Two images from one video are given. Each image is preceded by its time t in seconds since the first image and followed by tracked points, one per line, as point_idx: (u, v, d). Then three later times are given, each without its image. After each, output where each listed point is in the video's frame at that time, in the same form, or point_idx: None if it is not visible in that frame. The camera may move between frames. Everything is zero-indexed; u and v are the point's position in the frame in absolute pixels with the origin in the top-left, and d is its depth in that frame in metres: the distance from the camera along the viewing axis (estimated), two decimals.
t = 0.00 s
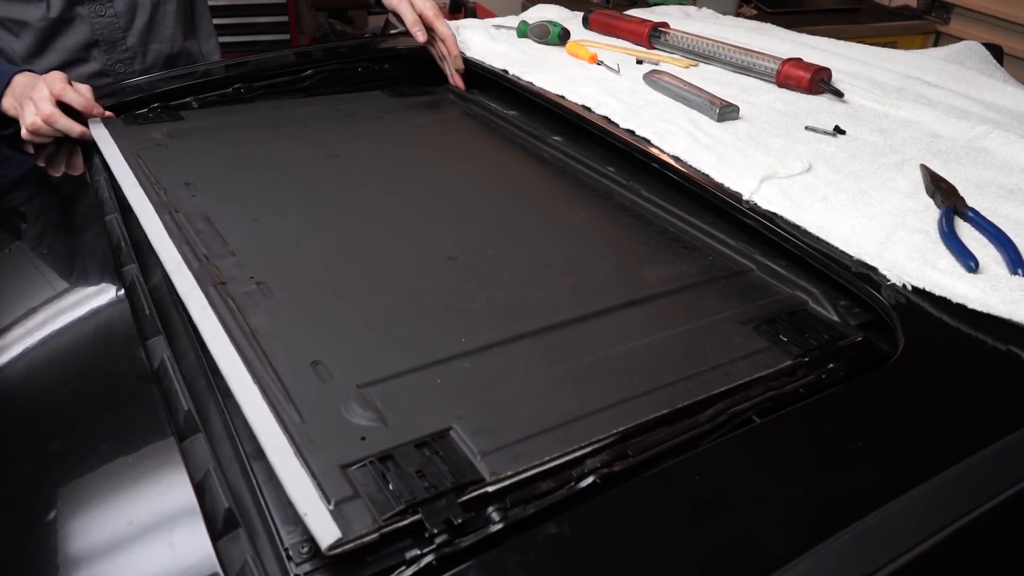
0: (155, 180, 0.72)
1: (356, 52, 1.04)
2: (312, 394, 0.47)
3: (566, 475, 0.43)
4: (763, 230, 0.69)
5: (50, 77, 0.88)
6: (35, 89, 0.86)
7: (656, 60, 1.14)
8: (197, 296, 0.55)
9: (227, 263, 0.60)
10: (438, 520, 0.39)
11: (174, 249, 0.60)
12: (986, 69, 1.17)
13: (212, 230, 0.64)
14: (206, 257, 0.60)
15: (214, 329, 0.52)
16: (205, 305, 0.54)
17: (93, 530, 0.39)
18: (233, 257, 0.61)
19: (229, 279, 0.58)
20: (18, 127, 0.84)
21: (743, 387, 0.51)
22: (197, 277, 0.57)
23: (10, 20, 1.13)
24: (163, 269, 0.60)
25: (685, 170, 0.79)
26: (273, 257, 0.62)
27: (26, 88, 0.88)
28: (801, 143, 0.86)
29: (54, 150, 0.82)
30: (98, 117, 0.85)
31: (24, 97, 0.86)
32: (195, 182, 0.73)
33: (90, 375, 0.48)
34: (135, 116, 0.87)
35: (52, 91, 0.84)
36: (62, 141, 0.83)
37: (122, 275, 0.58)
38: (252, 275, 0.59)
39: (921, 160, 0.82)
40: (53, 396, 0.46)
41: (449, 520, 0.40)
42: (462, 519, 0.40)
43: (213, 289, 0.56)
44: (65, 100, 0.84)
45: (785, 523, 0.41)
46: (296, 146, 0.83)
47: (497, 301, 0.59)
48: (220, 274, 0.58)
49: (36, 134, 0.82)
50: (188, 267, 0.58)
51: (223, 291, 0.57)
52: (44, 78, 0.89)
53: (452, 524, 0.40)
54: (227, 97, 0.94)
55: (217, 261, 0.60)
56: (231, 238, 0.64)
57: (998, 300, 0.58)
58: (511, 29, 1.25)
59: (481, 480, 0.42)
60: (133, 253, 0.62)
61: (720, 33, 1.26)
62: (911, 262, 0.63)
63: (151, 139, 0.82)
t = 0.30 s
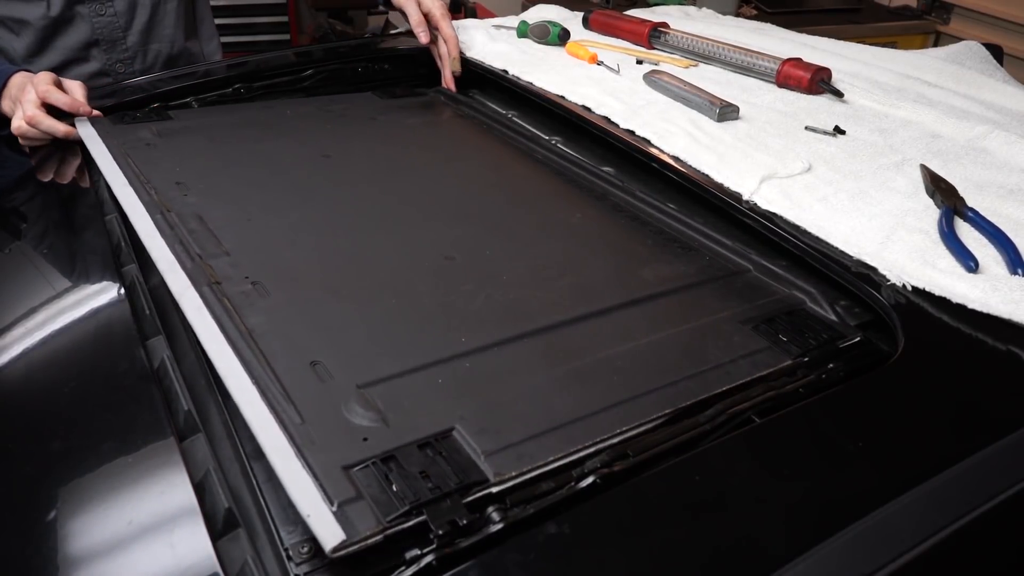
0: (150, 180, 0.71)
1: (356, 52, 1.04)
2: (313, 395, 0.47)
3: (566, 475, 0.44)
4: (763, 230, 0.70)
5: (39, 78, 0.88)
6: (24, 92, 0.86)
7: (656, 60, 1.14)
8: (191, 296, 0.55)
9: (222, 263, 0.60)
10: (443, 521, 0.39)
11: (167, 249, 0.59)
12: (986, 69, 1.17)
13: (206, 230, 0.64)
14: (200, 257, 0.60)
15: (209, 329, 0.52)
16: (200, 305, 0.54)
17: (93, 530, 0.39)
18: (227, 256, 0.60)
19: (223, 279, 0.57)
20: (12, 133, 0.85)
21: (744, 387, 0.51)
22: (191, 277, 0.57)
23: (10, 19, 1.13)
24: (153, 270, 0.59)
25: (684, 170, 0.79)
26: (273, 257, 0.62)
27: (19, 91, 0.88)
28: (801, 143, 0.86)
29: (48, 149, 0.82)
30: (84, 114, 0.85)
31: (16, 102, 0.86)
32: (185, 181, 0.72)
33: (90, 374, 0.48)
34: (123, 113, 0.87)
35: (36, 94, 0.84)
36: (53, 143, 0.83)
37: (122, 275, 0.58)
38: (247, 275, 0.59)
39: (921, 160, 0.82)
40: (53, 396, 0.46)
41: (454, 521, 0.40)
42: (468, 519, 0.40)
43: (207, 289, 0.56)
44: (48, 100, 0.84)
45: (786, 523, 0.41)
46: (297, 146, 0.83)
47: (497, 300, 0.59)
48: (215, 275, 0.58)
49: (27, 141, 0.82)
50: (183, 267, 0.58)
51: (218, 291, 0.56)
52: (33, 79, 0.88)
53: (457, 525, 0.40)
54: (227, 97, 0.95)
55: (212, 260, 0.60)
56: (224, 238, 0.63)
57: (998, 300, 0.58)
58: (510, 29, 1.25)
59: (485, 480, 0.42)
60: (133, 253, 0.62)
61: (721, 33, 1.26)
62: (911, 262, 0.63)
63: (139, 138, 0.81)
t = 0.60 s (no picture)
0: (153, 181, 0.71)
1: (356, 52, 1.04)
2: (313, 393, 0.47)
3: (566, 474, 0.44)
4: (763, 230, 0.70)
5: (50, 77, 0.88)
6: (34, 89, 0.86)
7: (656, 60, 1.14)
8: (195, 296, 0.55)
9: (226, 263, 0.60)
10: (437, 521, 0.39)
11: (172, 250, 0.60)
12: (986, 69, 1.17)
13: (209, 230, 0.64)
14: (203, 257, 0.60)
15: (213, 328, 0.52)
16: (203, 305, 0.54)
17: (93, 530, 0.39)
18: (231, 256, 0.61)
19: (227, 279, 0.58)
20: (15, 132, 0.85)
21: (742, 387, 0.51)
22: (194, 277, 0.57)
23: (10, 19, 1.13)
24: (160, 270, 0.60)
25: (684, 170, 0.79)
26: (273, 256, 0.62)
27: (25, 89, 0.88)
28: (801, 143, 0.86)
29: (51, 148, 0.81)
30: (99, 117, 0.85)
31: (23, 98, 0.85)
32: (190, 180, 0.72)
33: (90, 374, 0.48)
34: (131, 114, 0.87)
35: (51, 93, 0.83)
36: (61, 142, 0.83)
37: (122, 275, 0.58)
38: (251, 275, 0.59)
39: (921, 160, 0.82)
40: (53, 396, 0.46)
41: (449, 520, 0.40)
42: (462, 519, 0.40)
43: (211, 289, 0.56)
44: (63, 100, 0.83)
45: (786, 523, 0.41)
46: (297, 146, 0.83)
47: (498, 300, 0.59)
48: (219, 274, 0.58)
49: (36, 138, 0.81)
50: (186, 267, 0.58)
51: (222, 291, 0.56)
52: (43, 78, 0.88)
53: (452, 525, 0.40)
54: (227, 97, 0.94)
55: (216, 260, 0.60)
56: (228, 238, 0.63)
57: (998, 300, 0.58)
58: (511, 29, 1.25)
59: (481, 480, 0.42)
60: (133, 253, 0.61)
61: (721, 33, 1.26)
62: (912, 262, 0.63)
63: (145, 138, 0.81)
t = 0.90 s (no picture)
0: (169, 184, 0.72)
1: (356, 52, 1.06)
2: (314, 392, 0.48)
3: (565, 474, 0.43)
4: (763, 229, 0.69)
5: (76, 78, 0.88)
6: (61, 88, 0.86)
7: (656, 60, 1.14)
8: (212, 296, 0.56)
9: (243, 264, 0.61)
10: (424, 517, 0.40)
11: (194, 250, 0.62)
12: (986, 69, 1.17)
13: (230, 231, 0.66)
14: (222, 259, 0.61)
15: (225, 330, 0.53)
16: (219, 307, 0.55)
17: (94, 530, 0.39)
18: (248, 257, 0.62)
19: (243, 280, 0.59)
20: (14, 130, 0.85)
21: (740, 388, 0.51)
22: (213, 279, 0.59)
23: (10, 19, 1.13)
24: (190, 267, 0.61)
25: (684, 170, 0.79)
26: (274, 257, 0.62)
27: (46, 87, 0.87)
28: (801, 143, 0.86)
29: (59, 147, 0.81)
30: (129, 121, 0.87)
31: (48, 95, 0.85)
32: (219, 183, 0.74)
33: (90, 374, 0.48)
34: (166, 117, 0.88)
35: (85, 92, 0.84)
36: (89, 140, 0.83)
37: (122, 275, 0.58)
38: (265, 276, 0.60)
39: (921, 160, 0.82)
40: (53, 396, 0.46)
41: (435, 517, 0.41)
42: (448, 516, 0.41)
43: (228, 290, 0.57)
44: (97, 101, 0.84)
45: (786, 523, 0.41)
46: (297, 146, 0.83)
47: (498, 300, 0.59)
48: (236, 276, 0.59)
49: (70, 131, 0.81)
50: (206, 268, 0.60)
51: (238, 292, 0.58)
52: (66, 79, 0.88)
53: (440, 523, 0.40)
54: (227, 97, 0.94)
55: (234, 261, 0.61)
56: (246, 240, 0.64)
57: (998, 300, 0.58)
58: (511, 29, 1.25)
59: (469, 479, 0.43)
60: (134, 253, 0.61)
61: (721, 32, 1.26)
62: (912, 262, 0.63)
63: (179, 141, 0.82)
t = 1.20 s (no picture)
0: (171, 183, 0.72)
1: (357, 52, 1.06)
2: (314, 390, 0.48)
3: (565, 475, 0.43)
4: (763, 229, 0.70)
5: (78, 77, 0.88)
6: (64, 88, 0.86)
7: (656, 60, 1.14)
8: (213, 294, 0.56)
9: (244, 262, 0.61)
10: (424, 516, 0.40)
11: (195, 248, 0.62)
12: (986, 69, 1.17)
13: (232, 229, 0.65)
14: (224, 257, 0.61)
15: (227, 327, 0.53)
16: (220, 304, 0.55)
17: (94, 530, 0.39)
18: (250, 255, 0.62)
19: (244, 279, 0.59)
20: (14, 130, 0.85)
21: (741, 389, 0.51)
22: (214, 276, 0.59)
23: (9, 19, 1.13)
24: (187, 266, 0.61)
25: (684, 170, 0.79)
26: (274, 256, 0.62)
27: (46, 87, 0.87)
28: (801, 143, 0.86)
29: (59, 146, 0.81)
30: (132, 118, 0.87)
31: (50, 95, 0.85)
32: (219, 180, 0.74)
33: (90, 374, 0.48)
34: (168, 115, 0.88)
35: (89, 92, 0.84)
36: (92, 140, 0.83)
37: (122, 275, 0.58)
38: (266, 274, 0.60)
39: (921, 160, 0.82)
40: (53, 396, 0.47)
41: (435, 516, 0.41)
42: (448, 515, 0.41)
43: (228, 288, 0.57)
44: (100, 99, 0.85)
45: (786, 523, 0.41)
46: (296, 145, 0.83)
47: (499, 299, 0.59)
48: (237, 274, 0.59)
49: (74, 131, 0.81)
50: (208, 266, 0.60)
51: (238, 290, 0.58)
52: (68, 78, 0.88)
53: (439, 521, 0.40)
54: (227, 97, 0.94)
55: (235, 259, 0.61)
56: (247, 238, 0.64)
57: (998, 300, 0.58)
58: (511, 29, 1.25)
59: (469, 477, 0.43)
60: (134, 253, 0.61)
61: (721, 32, 1.26)
62: (912, 262, 0.63)
63: (180, 138, 0.82)
